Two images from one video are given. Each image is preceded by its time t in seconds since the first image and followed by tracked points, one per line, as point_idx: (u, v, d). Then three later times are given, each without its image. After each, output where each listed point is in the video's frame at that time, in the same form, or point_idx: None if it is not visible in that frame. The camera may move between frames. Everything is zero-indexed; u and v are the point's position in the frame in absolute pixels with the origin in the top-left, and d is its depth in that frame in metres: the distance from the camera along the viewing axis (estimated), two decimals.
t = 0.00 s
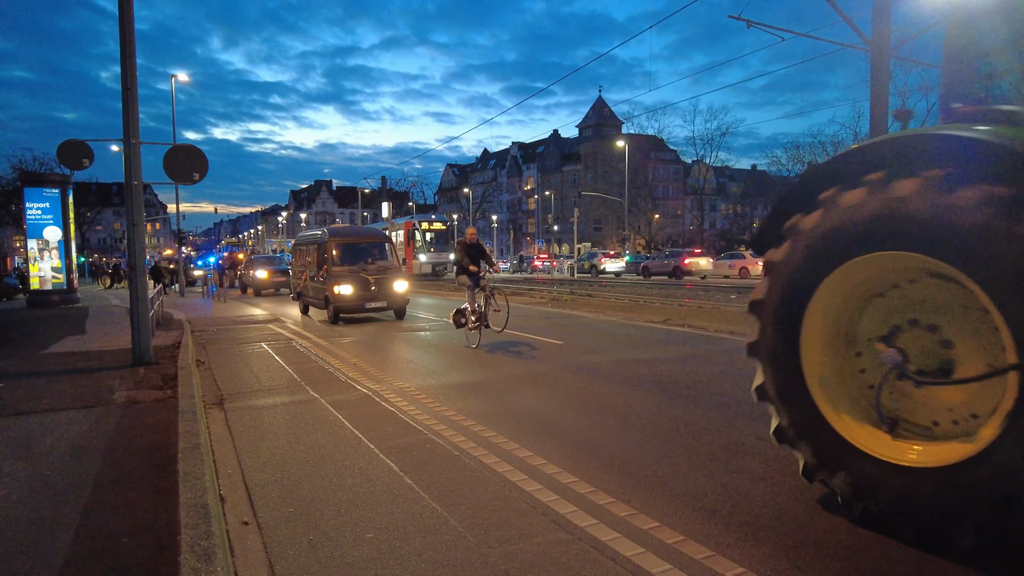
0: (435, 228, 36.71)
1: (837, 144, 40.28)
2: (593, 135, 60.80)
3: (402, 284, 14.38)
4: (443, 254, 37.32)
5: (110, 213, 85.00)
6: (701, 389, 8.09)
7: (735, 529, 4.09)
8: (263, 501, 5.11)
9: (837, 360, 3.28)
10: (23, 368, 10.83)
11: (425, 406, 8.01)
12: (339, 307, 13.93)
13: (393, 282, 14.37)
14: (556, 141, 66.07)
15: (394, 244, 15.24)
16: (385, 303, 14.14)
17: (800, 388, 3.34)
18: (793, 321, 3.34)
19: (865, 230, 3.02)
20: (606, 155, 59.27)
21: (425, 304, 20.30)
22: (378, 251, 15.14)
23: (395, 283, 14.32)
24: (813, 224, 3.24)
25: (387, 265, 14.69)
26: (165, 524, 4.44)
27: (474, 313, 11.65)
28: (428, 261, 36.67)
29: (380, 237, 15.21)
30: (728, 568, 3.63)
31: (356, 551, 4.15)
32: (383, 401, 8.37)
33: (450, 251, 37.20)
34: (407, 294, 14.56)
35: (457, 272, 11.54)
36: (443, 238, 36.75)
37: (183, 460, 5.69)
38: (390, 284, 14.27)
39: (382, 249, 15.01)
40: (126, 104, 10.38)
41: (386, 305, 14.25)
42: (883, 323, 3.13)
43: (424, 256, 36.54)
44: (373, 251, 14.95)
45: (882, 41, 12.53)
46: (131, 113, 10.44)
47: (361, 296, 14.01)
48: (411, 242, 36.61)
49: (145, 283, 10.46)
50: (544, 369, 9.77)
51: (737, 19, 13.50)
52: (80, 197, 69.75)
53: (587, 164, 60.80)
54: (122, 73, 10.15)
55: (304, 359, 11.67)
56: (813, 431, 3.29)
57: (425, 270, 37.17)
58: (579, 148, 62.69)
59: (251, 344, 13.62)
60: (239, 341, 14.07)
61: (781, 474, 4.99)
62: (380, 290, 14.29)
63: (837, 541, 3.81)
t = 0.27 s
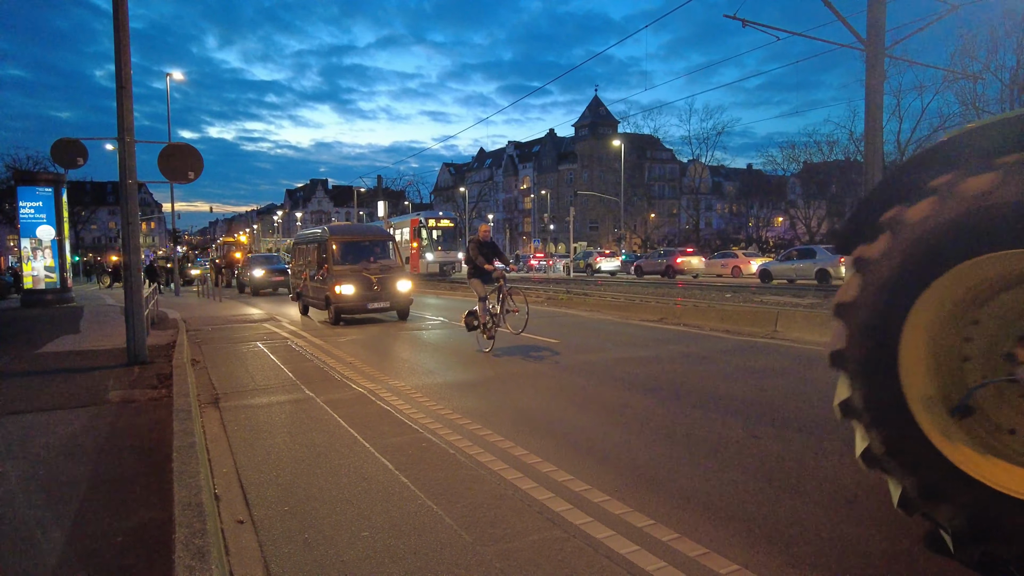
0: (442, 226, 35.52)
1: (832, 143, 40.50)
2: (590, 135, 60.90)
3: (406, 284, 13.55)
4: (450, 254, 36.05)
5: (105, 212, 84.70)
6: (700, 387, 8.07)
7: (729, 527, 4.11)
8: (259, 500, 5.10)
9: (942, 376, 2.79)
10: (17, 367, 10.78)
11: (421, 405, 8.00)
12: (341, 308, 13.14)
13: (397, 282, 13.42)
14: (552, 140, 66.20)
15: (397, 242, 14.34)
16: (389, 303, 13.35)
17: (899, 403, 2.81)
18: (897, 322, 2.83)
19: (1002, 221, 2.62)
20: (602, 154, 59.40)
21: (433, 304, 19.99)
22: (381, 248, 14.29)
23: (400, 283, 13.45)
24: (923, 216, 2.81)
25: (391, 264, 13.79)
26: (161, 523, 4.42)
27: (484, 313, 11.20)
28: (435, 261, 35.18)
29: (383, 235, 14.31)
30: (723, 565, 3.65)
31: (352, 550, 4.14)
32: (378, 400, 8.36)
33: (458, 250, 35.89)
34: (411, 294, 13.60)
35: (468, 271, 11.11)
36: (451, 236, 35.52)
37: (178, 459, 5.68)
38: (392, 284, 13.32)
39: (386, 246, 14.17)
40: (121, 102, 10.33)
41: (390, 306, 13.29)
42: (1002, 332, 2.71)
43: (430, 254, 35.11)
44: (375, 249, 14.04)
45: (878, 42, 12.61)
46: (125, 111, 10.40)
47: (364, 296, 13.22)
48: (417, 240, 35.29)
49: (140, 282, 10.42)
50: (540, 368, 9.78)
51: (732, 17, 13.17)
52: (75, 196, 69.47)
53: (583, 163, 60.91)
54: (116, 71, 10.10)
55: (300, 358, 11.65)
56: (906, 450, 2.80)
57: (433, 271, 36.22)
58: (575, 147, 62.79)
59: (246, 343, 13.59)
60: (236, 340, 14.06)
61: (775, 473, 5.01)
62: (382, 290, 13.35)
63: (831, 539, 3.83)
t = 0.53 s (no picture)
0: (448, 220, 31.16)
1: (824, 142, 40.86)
2: (583, 133, 61.03)
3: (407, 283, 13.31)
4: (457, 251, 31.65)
5: (95, 210, 84.09)
6: (691, 384, 8.10)
7: (719, 524, 4.12)
8: (250, 498, 5.08)
9: None
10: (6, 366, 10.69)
11: (413, 403, 7.99)
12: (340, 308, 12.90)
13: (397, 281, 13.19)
14: (545, 138, 66.42)
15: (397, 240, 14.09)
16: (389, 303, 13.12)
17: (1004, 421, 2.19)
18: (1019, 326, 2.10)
19: None
20: (595, 152, 59.55)
21: (437, 305, 19.49)
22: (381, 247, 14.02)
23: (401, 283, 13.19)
24: None
25: (391, 262, 13.57)
26: (152, 522, 4.40)
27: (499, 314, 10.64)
28: (441, 259, 31.11)
29: (383, 233, 14.08)
30: (713, 561, 3.68)
31: (344, 548, 4.13)
32: (370, 398, 8.35)
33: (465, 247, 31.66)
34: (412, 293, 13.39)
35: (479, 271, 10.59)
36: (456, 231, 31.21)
37: (169, 457, 5.64)
38: (393, 283, 13.09)
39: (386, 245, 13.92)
40: (111, 99, 10.25)
41: (390, 306, 13.08)
42: None
43: (435, 251, 30.98)
44: (374, 247, 13.78)
45: (869, 41, 12.71)
46: (115, 108, 10.32)
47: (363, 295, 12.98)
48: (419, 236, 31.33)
49: (131, 280, 10.34)
50: (533, 365, 9.80)
51: (722, 15, 12.77)
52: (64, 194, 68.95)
53: (576, 161, 61.05)
54: (106, 68, 10.01)
55: (293, 356, 11.61)
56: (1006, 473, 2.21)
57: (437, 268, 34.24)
58: (568, 145, 62.92)
59: (238, 341, 13.52)
60: (227, 338, 13.99)
61: (766, 470, 5.03)
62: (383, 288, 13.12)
63: (818, 536, 3.86)
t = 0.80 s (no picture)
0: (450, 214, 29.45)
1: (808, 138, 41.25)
2: (569, 129, 61.15)
3: (402, 281, 13.09)
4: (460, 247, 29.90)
5: (76, 205, 83.01)
6: (676, 379, 8.15)
7: (704, 517, 4.16)
8: (236, 495, 5.05)
9: None
10: None
11: (399, 399, 7.97)
12: (332, 305, 12.62)
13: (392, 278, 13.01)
14: (532, 133, 66.49)
15: (391, 235, 13.94)
16: (383, 300, 12.88)
17: None
18: None
19: None
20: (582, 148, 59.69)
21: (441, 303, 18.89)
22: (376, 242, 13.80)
23: (395, 280, 12.98)
24: None
25: (385, 259, 13.41)
26: (136, 520, 4.37)
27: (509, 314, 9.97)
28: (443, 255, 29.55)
29: (378, 228, 13.89)
30: (697, 553, 3.71)
31: (330, 543, 4.12)
32: (357, 395, 8.32)
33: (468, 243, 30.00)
34: (407, 290, 13.22)
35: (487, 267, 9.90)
36: (460, 228, 29.77)
37: (153, 454, 5.59)
38: (388, 280, 12.91)
39: (379, 240, 13.70)
40: (92, 93, 10.11)
41: (385, 303, 12.88)
42: None
43: (437, 248, 29.50)
44: (368, 242, 13.58)
45: (853, 37, 12.84)
46: (97, 103, 10.18)
47: (356, 292, 12.72)
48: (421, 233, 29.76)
49: (114, 277, 10.22)
50: (520, 361, 9.80)
51: (708, 12, 12.72)
52: (45, 190, 68.01)
53: (563, 157, 61.15)
54: (87, 61, 9.87)
55: (278, 353, 11.54)
56: None
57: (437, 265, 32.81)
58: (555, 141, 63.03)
59: (223, 338, 13.40)
60: (212, 335, 13.88)
61: (749, 463, 5.08)
62: (377, 286, 12.92)
63: (801, 529, 3.91)
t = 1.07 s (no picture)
0: (448, 204, 27.66)
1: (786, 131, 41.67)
2: (550, 121, 61.13)
3: (390, 275, 12.81)
4: (457, 239, 28.10)
5: (48, 197, 81.23)
6: (658, 371, 8.14)
7: (686, 506, 4.15)
8: (211, 491, 4.94)
9: None
10: None
11: (379, 392, 7.86)
12: (317, 300, 12.23)
13: (380, 272, 12.70)
14: (513, 126, 66.40)
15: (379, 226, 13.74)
16: (371, 295, 12.56)
17: None
18: None
19: None
20: (563, 140, 59.72)
21: (438, 296, 18.07)
22: (363, 233, 13.54)
23: (383, 275, 12.72)
24: None
25: (373, 251, 13.16)
26: (108, 516, 4.24)
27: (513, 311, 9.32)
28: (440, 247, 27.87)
29: (365, 218, 13.67)
30: (678, 542, 3.70)
31: (308, 537, 4.04)
32: (336, 389, 8.20)
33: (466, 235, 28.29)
34: (396, 285, 12.92)
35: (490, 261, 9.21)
36: (457, 219, 28.02)
37: (126, 450, 5.45)
38: (376, 274, 12.64)
39: (366, 232, 13.46)
40: (62, 82, 9.82)
41: (374, 298, 12.58)
42: None
43: (433, 240, 27.72)
44: (355, 234, 13.36)
45: (832, 30, 12.91)
46: (67, 92, 9.89)
47: (343, 287, 12.35)
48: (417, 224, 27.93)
49: (87, 271, 9.96)
50: (501, 354, 9.74)
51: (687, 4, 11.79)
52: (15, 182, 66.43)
53: (544, 149, 61.13)
54: (56, 48, 9.58)
55: (256, 347, 11.35)
56: None
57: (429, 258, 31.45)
58: (536, 133, 62.96)
59: (199, 332, 13.15)
60: (187, 329, 13.61)
61: (730, 453, 5.08)
62: (365, 280, 12.59)
63: (782, 517, 3.91)
